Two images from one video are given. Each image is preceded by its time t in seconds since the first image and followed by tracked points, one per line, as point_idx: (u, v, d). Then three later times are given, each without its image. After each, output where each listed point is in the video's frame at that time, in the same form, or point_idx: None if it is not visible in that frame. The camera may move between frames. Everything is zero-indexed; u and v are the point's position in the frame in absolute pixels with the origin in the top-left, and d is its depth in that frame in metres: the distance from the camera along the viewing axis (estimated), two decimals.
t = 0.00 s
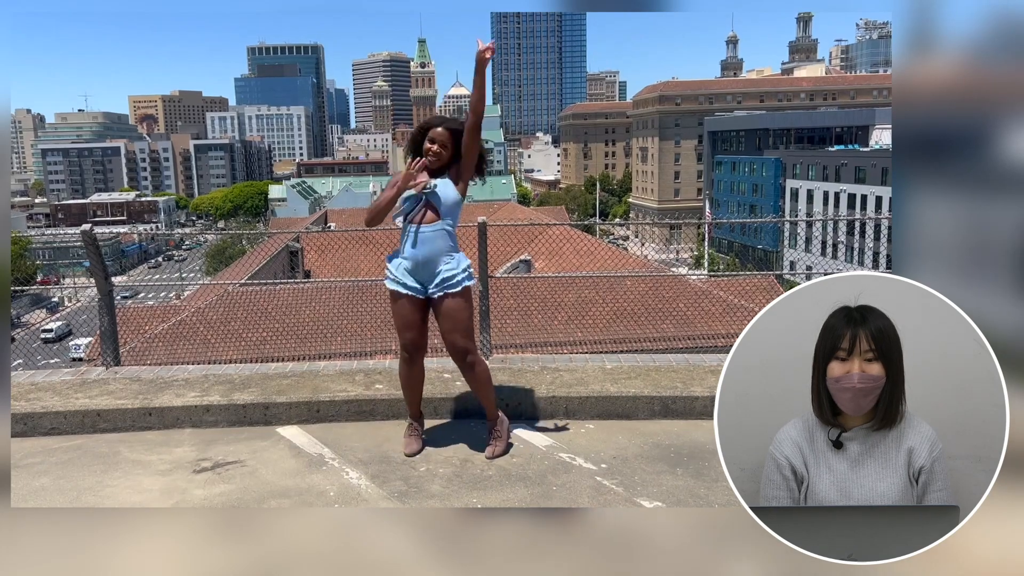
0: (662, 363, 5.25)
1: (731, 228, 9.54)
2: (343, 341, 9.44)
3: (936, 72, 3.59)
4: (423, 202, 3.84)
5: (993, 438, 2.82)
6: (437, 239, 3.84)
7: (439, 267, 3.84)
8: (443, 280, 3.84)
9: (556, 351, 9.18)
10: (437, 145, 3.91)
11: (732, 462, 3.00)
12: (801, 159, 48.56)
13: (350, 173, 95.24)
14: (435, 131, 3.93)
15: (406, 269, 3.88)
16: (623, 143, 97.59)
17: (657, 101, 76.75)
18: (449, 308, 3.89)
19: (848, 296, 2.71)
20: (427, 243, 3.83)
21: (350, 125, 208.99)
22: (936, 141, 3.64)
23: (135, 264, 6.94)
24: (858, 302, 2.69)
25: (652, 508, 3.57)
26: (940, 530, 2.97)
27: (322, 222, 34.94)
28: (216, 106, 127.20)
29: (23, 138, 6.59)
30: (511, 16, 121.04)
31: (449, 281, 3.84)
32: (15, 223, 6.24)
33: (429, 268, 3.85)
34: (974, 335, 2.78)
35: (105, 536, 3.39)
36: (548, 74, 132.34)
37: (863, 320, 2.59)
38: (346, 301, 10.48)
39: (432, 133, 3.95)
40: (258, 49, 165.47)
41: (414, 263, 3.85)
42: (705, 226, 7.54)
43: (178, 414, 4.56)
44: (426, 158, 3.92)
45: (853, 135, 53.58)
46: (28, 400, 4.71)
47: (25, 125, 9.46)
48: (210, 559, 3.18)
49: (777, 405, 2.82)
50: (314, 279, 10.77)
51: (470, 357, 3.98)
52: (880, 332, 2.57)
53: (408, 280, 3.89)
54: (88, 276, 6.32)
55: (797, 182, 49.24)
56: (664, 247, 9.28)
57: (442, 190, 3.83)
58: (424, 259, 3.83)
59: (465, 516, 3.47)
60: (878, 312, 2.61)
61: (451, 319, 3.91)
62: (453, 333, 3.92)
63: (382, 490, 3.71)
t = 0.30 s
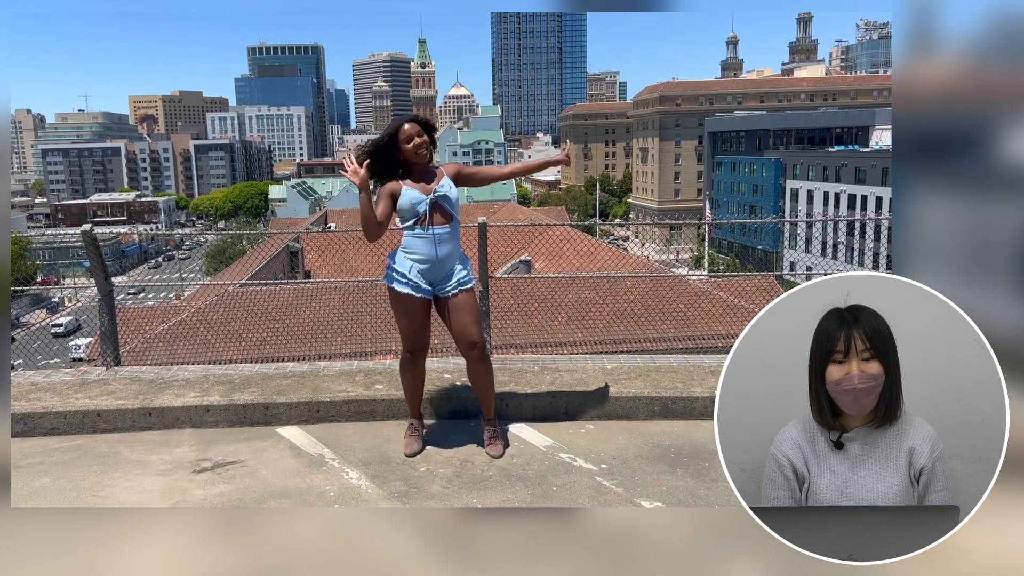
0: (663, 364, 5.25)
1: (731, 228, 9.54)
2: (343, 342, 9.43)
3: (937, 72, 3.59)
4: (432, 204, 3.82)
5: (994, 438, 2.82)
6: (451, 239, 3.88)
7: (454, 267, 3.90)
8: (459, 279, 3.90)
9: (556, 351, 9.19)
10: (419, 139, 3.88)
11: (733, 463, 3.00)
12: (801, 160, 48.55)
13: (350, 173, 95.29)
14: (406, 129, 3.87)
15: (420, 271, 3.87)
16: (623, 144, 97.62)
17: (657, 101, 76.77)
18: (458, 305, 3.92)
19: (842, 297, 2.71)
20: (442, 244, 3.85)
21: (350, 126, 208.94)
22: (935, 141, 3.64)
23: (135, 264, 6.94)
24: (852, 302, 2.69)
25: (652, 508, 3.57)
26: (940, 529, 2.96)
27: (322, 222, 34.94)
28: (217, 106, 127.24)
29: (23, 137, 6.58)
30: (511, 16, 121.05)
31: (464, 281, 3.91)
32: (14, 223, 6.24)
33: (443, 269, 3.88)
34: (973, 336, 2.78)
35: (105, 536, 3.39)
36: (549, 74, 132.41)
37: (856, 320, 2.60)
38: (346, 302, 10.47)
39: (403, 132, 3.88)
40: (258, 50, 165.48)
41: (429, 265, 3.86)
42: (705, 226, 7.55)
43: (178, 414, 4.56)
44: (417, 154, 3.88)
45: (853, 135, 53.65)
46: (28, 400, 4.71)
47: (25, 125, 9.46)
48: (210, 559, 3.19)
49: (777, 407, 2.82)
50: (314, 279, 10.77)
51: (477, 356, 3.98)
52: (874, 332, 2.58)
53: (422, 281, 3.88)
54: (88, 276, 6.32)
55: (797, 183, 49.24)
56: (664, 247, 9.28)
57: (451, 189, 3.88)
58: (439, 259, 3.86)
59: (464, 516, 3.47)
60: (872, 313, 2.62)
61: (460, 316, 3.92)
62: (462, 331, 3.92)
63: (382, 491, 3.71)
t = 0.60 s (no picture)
0: (663, 364, 5.25)
1: (731, 228, 9.54)
2: (344, 342, 9.43)
3: (937, 72, 3.58)
4: (425, 206, 3.82)
5: (993, 438, 2.82)
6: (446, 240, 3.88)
7: (450, 267, 3.88)
8: (456, 280, 3.88)
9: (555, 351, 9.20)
10: (423, 142, 3.85)
11: (732, 462, 3.00)
12: (801, 160, 48.55)
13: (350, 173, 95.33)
14: (416, 130, 3.85)
15: (416, 271, 3.88)
16: (623, 143, 97.63)
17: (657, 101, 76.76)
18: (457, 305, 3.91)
19: (841, 296, 2.71)
20: (437, 246, 3.86)
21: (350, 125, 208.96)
22: (936, 141, 3.64)
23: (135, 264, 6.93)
24: (850, 302, 2.69)
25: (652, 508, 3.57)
26: (940, 530, 2.96)
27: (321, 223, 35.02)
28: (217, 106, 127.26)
29: (23, 137, 6.58)
30: (512, 16, 121.04)
31: (462, 280, 3.89)
32: (15, 223, 6.24)
33: (439, 269, 3.87)
34: (973, 336, 2.78)
35: (105, 536, 3.38)
36: (549, 74, 132.40)
37: (856, 320, 2.60)
38: (347, 302, 10.47)
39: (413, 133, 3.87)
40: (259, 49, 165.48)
41: (423, 265, 3.86)
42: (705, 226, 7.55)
43: (178, 414, 4.55)
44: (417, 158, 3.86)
45: (853, 135, 53.68)
46: (29, 400, 4.71)
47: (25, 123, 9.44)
48: (211, 559, 3.18)
49: (776, 407, 2.82)
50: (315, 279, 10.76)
51: (474, 356, 3.98)
52: (874, 333, 2.58)
53: (419, 281, 3.89)
54: (88, 275, 6.32)
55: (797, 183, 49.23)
56: (664, 247, 9.28)
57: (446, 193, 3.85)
58: (434, 260, 3.86)
59: (464, 516, 3.46)
60: (872, 313, 2.63)
61: (460, 317, 3.92)
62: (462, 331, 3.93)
63: (382, 490, 3.71)
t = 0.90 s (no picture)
0: (662, 363, 5.25)
1: (731, 228, 9.54)
2: (343, 342, 9.43)
3: (937, 72, 3.58)
4: (419, 208, 3.81)
5: (993, 438, 2.82)
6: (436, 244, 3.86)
7: (436, 271, 3.88)
8: (441, 283, 3.88)
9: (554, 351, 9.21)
10: (422, 147, 3.85)
11: (732, 462, 3.00)
12: (801, 159, 48.55)
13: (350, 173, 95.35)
14: (415, 134, 3.85)
15: (402, 272, 3.89)
16: (623, 144, 97.62)
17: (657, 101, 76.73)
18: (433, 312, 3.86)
19: (845, 296, 2.71)
20: (425, 250, 3.85)
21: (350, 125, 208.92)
22: (936, 140, 3.64)
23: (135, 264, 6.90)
24: (854, 302, 2.69)
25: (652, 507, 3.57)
26: (939, 529, 2.96)
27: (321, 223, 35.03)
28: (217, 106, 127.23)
29: (23, 137, 6.59)
30: (512, 20, 120.32)
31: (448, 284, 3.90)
32: (15, 222, 6.23)
33: (425, 272, 3.88)
34: (973, 336, 2.78)
35: (105, 536, 3.38)
36: (549, 74, 132.39)
37: (859, 320, 2.60)
38: (347, 301, 10.46)
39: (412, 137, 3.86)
40: (258, 49, 165.41)
41: (410, 267, 3.87)
42: (705, 226, 7.56)
43: (177, 413, 4.55)
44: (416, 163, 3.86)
45: (853, 135, 53.70)
46: (29, 399, 4.71)
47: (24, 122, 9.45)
48: (211, 559, 3.18)
49: (776, 407, 2.81)
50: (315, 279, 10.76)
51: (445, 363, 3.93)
52: (876, 332, 2.58)
53: (405, 282, 3.89)
54: (88, 275, 6.31)
55: (797, 183, 49.19)
56: (664, 247, 9.29)
57: (443, 197, 3.83)
58: (421, 263, 3.86)
59: (464, 516, 3.46)
60: (874, 313, 2.62)
61: (432, 326, 3.86)
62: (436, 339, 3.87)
63: (382, 490, 3.71)
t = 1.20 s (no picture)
0: (662, 363, 5.25)
1: (731, 228, 9.54)
2: (343, 341, 9.46)
3: (937, 72, 3.58)
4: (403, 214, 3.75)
5: (994, 438, 2.82)
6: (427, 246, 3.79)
7: (427, 275, 3.82)
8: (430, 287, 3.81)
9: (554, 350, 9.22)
10: (412, 135, 3.77)
11: (733, 462, 3.00)
12: (801, 159, 48.54)
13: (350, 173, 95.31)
14: (407, 123, 3.78)
15: (399, 274, 3.89)
16: (623, 144, 97.65)
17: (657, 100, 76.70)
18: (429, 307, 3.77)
19: (850, 296, 2.70)
20: (417, 252, 3.79)
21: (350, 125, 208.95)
22: (936, 140, 3.63)
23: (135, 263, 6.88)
24: (859, 302, 2.68)
25: (651, 507, 3.57)
26: (940, 530, 2.96)
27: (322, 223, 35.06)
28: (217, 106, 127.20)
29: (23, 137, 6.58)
30: (512, 20, 120.33)
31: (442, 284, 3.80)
32: (15, 222, 6.23)
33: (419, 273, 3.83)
34: (973, 336, 2.78)
35: (105, 536, 3.38)
36: (548, 73, 132.34)
37: (865, 318, 2.58)
38: (346, 301, 10.46)
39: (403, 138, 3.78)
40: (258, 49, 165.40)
41: (403, 270, 3.86)
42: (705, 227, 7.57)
43: (177, 413, 4.56)
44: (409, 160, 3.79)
45: (853, 135, 53.72)
46: (29, 399, 4.71)
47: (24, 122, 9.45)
48: (211, 559, 3.18)
49: (777, 406, 2.81)
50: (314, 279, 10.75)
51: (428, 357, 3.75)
52: (882, 331, 2.57)
53: (400, 284, 3.89)
54: (88, 275, 6.34)
55: (797, 182, 49.17)
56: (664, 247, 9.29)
57: (426, 201, 3.71)
58: (412, 267, 3.82)
59: (464, 516, 3.46)
60: (880, 312, 2.61)
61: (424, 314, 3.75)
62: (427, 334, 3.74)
63: (382, 490, 3.71)
